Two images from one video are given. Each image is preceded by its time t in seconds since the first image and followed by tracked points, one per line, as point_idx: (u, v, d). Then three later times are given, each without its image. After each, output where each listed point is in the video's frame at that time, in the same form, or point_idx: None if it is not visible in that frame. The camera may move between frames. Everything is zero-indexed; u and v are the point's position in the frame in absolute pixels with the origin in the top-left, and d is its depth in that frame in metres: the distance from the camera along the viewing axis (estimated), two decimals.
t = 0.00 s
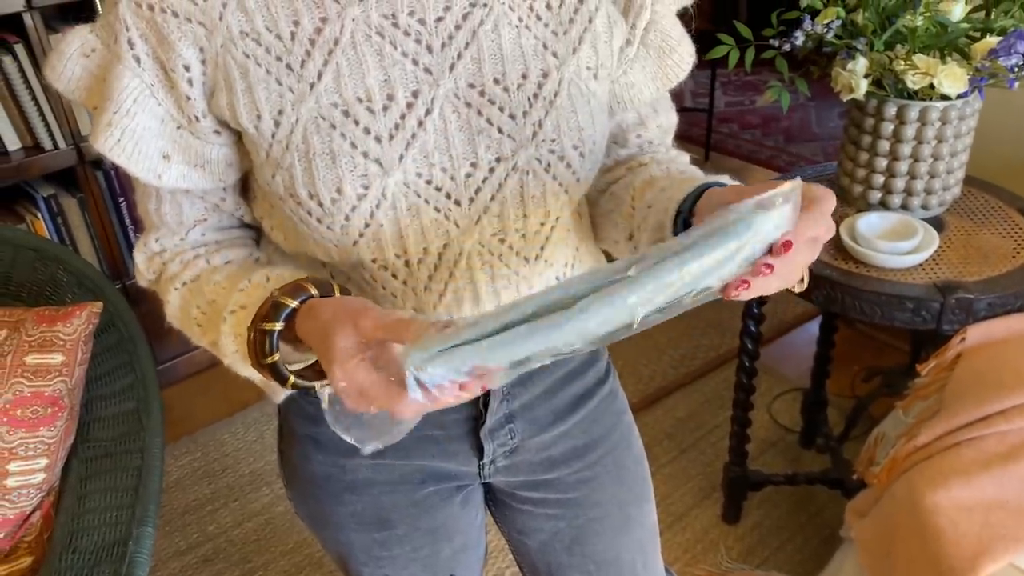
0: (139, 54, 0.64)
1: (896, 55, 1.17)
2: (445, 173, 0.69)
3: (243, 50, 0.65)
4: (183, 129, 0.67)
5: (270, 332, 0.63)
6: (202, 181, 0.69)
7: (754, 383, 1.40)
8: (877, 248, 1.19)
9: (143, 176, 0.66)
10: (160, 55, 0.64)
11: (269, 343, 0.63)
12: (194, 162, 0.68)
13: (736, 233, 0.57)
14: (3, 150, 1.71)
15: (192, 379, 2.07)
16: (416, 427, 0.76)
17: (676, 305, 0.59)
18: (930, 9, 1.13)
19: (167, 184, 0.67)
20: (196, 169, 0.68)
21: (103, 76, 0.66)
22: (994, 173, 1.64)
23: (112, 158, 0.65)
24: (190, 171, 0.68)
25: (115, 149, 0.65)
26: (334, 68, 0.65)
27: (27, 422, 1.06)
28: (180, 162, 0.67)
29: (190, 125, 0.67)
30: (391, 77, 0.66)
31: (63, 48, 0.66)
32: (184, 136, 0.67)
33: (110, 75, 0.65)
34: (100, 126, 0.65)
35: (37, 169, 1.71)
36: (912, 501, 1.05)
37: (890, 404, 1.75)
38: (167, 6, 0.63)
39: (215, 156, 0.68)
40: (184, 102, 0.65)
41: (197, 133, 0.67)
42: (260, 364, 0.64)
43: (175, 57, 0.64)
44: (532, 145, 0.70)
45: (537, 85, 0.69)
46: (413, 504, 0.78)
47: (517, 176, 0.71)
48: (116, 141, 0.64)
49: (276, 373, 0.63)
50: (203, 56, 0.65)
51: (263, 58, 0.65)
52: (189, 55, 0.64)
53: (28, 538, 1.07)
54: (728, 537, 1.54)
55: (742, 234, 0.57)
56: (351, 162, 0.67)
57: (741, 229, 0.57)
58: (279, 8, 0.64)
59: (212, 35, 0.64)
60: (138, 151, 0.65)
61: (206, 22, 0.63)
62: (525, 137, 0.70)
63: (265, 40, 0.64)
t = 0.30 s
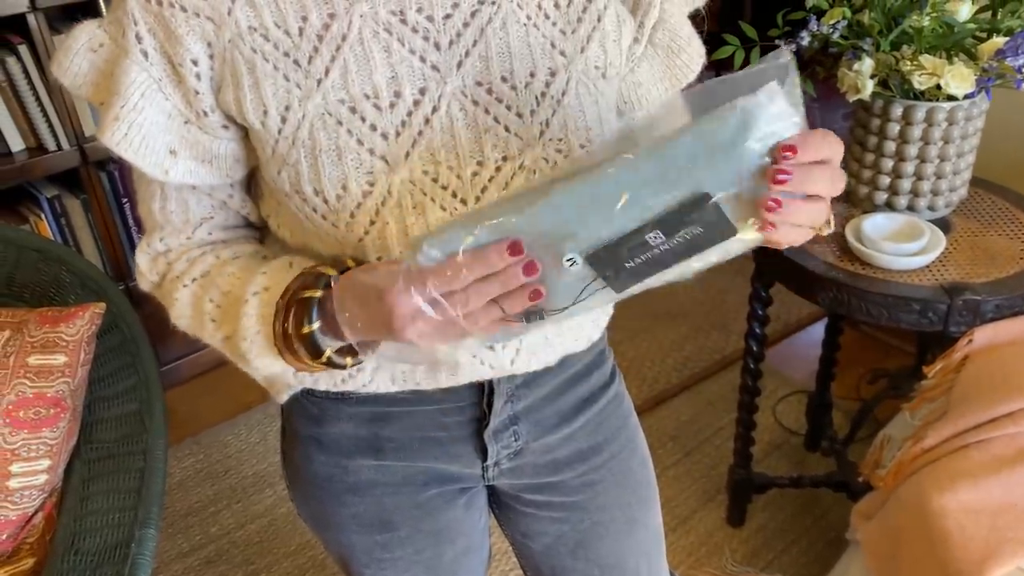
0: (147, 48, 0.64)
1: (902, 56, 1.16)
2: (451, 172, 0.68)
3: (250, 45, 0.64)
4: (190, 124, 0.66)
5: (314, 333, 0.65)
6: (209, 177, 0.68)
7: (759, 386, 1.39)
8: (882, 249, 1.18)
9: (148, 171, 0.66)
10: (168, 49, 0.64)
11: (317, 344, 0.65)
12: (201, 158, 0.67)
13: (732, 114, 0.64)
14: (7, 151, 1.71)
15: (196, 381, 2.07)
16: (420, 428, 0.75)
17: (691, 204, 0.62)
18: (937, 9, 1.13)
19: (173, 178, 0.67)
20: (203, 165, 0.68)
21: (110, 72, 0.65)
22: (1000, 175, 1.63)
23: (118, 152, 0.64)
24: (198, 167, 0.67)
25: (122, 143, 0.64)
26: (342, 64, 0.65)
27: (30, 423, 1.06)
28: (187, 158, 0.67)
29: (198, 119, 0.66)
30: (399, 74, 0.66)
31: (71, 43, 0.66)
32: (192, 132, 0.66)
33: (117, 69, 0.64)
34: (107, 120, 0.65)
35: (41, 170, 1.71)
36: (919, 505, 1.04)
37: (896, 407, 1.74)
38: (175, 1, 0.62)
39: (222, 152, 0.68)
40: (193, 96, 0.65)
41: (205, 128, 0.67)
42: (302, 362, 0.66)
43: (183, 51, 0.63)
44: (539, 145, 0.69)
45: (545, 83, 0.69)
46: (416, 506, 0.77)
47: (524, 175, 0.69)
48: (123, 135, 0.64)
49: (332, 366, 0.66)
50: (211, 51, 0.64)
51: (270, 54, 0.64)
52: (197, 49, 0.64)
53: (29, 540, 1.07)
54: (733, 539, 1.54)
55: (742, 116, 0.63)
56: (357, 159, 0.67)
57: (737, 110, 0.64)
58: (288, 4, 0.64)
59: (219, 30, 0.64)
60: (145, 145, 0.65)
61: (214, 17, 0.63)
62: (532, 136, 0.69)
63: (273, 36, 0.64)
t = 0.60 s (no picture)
0: (154, 58, 0.64)
1: (905, 61, 1.16)
2: (460, 179, 0.69)
3: (258, 54, 0.64)
4: (199, 134, 0.67)
5: (349, 327, 0.65)
6: (218, 185, 0.69)
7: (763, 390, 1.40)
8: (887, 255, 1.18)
9: (159, 181, 0.66)
10: (176, 59, 0.64)
11: (352, 338, 0.65)
12: (210, 167, 0.68)
13: (775, 188, 0.60)
14: (12, 156, 1.72)
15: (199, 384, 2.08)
16: (427, 433, 0.75)
17: (733, 279, 0.60)
18: (940, 14, 1.13)
19: (183, 188, 0.67)
20: (212, 174, 0.68)
21: (117, 82, 0.66)
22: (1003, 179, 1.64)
23: (128, 162, 0.65)
24: (206, 176, 0.68)
25: (132, 155, 0.64)
26: (350, 73, 0.65)
27: (34, 427, 1.06)
28: (197, 166, 0.67)
29: (207, 129, 0.67)
30: (406, 82, 0.66)
31: (77, 54, 0.66)
32: (201, 141, 0.67)
33: (126, 80, 0.64)
34: (116, 131, 0.65)
35: (46, 174, 1.72)
36: (923, 510, 1.04)
37: (898, 411, 1.75)
38: (183, 10, 0.62)
39: (231, 160, 0.68)
40: (201, 105, 0.65)
41: (214, 137, 0.67)
42: (329, 355, 0.66)
43: (191, 61, 0.64)
44: (547, 150, 0.70)
45: (551, 90, 0.69)
46: (423, 511, 0.77)
47: (533, 180, 0.71)
48: (133, 145, 0.64)
49: (362, 358, 0.66)
50: (219, 60, 0.65)
51: (279, 63, 0.65)
52: (205, 59, 0.64)
53: (34, 544, 1.07)
54: (736, 543, 1.54)
55: (790, 187, 0.60)
56: (366, 167, 0.67)
57: (785, 180, 0.61)
58: (296, 13, 0.64)
59: (228, 39, 0.64)
60: (155, 157, 0.65)
61: (222, 26, 0.63)
62: (539, 143, 0.70)
63: (281, 45, 0.64)
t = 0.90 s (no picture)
0: (157, 63, 0.64)
1: (906, 64, 1.17)
2: (463, 183, 0.69)
3: (262, 60, 0.65)
4: (202, 138, 0.67)
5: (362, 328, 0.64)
6: (220, 190, 0.69)
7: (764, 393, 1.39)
8: (889, 257, 1.19)
9: (161, 185, 0.66)
10: (180, 64, 0.64)
11: (363, 341, 0.65)
12: (213, 171, 0.68)
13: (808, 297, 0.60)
14: (16, 158, 1.72)
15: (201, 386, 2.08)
16: (429, 435, 0.75)
17: (736, 384, 0.61)
18: (941, 17, 1.13)
19: (185, 192, 0.67)
20: (214, 178, 0.68)
21: (120, 87, 0.66)
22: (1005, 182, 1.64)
23: (131, 167, 0.65)
24: (208, 180, 0.68)
25: (135, 158, 0.65)
26: (354, 79, 0.66)
27: (38, 429, 1.07)
28: (199, 171, 0.67)
29: (209, 133, 0.67)
30: (409, 87, 0.67)
31: (79, 58, 0.66)
32: (204, 145, 0.67)
33: (129, 84, 0.65)
34: (119, 136, 0.65)
35: (49, 177, 1.72)
36: (925, 513, 1.04)
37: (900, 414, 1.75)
38: (187, 16, 0.63)
39: (234, 164, 0.69)
40: (205, 110, 0.66)
41: (217, 141, 0.67)
42: (337, 360, 0.66)
43: (195, 66, 0.64)
44: (549, 154, 0.70)
45: (553, 94, 0.69)
46: (424, 514, 0.78)
47: (535, 185, 0.71)
48: (135, 150, 0.65)
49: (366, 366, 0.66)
50: (222, 65, 0.65)
51: (282, 68, 0.65)
52: (209, 64, 0.64)
53: (38, 545, 1.07)
54: (738, 546, 1.54)
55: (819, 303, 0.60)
56: (369, 172, 0.67)
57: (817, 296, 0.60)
58: (298, 20, 0.64)
59: (231, 45, 0.64)
60: (157, 160, 0.65)
61: (226, 32, 0.64)
62: (541, 146, 0.70)
63: (284, 50, 0.65)
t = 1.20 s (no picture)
0: (157, 63, 0.64)
1: (908, 65, 1.17)
2: (460, 180, 0.69)
3: (260, 60, 0.65)
4: (202, 138, 0.67)
5: (374, 311, 0.64)
6: (220, 190, 0.69)
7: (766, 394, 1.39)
8: (889, 258, 1.19)
9: (162, 184, 0.66)
10: (179, 65, 0.65)
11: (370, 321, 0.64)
12: (213, 171, 0.68)
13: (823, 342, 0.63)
14: (18, 160, 1.73)
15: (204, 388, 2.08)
16: (431, 434, 0.75)
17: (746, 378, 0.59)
18: (943, 18, 1.13)
19: (187, 192, 0.67)
20: (215, 178, 0.68)
21: (120, 88, 0.66)
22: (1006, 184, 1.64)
23: (132, 167, 0.65)
24: (209, 181, 0.68)
25: (136, 158, 0.65)
26: (351, 78, 0.66)
27: (42, 430, 1.07)
28: (200, 171, 0.67)
29: (209, 133, 0.67)
30: (406, 86, 0.67)
31: (81, 60, 0.67)
32: (204, 145, 0.67)
33: (129, 85, 0.65)
34: (119, 136, 0.65)
35: (52, 178, 1.73)
36: (927, 516, 1.03)
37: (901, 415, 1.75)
38: (187, 18, 0.63)
39: (234, 164, 0.69)
40: (204, 110, 0.66)
41: (217, 142, 0.67)
42: (341, 353, 0.66)
43: (194, 67, 0.64)
44: (546, 151, 0.70)
45: (549, 92, 0.69)
46: (427, 512, 0.78)
47: (533, 182, 0.71)
48: (137, 149, 0.65)
49: (366, 356, 0.65)
50: (221, 66, 0.65)
51: (280, 68, 0.65)
52: (208, 64, 0.65)
53: (40, 547, 1.08)
54: (740, 548, 1.54)
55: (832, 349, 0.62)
56: (368, 170, 0.67)
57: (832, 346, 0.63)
58: (297, 21, 0.64)
59: (229, 46, 0.65)
60: (158, 160, 0.65)
61: (225, 33, 0.64)
62: (538, 143, 0.70)
63: (283, 51, 0.65)
